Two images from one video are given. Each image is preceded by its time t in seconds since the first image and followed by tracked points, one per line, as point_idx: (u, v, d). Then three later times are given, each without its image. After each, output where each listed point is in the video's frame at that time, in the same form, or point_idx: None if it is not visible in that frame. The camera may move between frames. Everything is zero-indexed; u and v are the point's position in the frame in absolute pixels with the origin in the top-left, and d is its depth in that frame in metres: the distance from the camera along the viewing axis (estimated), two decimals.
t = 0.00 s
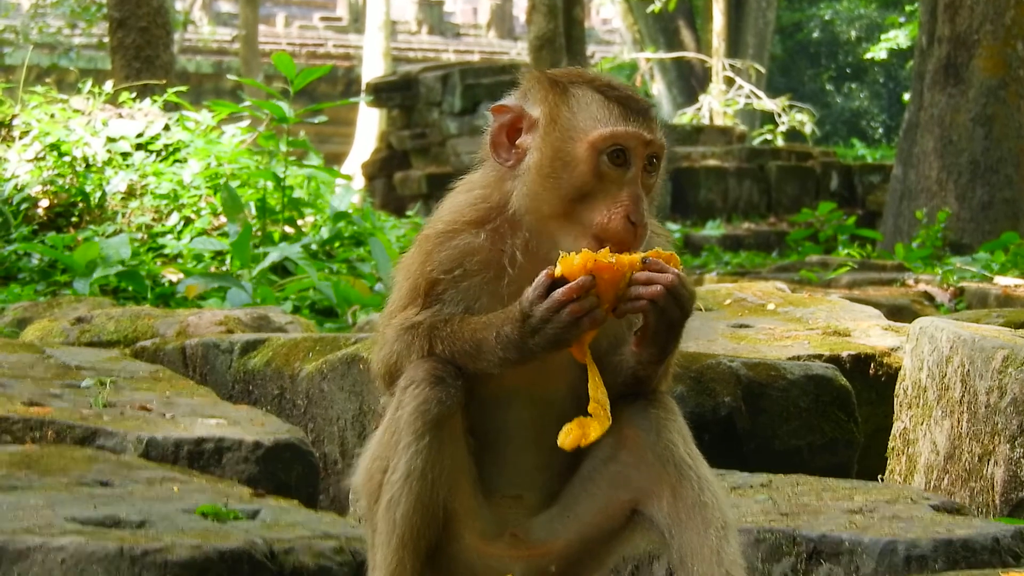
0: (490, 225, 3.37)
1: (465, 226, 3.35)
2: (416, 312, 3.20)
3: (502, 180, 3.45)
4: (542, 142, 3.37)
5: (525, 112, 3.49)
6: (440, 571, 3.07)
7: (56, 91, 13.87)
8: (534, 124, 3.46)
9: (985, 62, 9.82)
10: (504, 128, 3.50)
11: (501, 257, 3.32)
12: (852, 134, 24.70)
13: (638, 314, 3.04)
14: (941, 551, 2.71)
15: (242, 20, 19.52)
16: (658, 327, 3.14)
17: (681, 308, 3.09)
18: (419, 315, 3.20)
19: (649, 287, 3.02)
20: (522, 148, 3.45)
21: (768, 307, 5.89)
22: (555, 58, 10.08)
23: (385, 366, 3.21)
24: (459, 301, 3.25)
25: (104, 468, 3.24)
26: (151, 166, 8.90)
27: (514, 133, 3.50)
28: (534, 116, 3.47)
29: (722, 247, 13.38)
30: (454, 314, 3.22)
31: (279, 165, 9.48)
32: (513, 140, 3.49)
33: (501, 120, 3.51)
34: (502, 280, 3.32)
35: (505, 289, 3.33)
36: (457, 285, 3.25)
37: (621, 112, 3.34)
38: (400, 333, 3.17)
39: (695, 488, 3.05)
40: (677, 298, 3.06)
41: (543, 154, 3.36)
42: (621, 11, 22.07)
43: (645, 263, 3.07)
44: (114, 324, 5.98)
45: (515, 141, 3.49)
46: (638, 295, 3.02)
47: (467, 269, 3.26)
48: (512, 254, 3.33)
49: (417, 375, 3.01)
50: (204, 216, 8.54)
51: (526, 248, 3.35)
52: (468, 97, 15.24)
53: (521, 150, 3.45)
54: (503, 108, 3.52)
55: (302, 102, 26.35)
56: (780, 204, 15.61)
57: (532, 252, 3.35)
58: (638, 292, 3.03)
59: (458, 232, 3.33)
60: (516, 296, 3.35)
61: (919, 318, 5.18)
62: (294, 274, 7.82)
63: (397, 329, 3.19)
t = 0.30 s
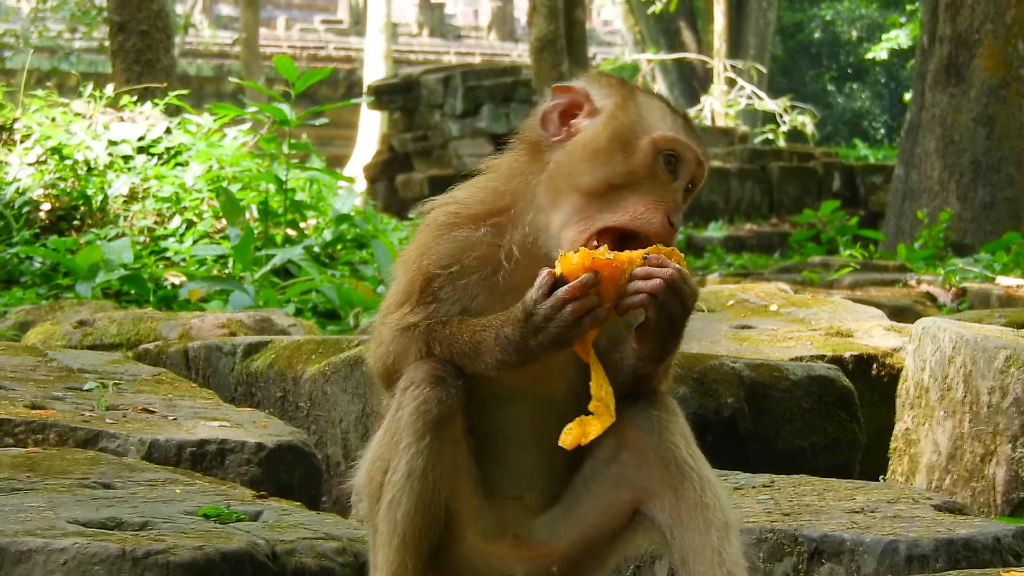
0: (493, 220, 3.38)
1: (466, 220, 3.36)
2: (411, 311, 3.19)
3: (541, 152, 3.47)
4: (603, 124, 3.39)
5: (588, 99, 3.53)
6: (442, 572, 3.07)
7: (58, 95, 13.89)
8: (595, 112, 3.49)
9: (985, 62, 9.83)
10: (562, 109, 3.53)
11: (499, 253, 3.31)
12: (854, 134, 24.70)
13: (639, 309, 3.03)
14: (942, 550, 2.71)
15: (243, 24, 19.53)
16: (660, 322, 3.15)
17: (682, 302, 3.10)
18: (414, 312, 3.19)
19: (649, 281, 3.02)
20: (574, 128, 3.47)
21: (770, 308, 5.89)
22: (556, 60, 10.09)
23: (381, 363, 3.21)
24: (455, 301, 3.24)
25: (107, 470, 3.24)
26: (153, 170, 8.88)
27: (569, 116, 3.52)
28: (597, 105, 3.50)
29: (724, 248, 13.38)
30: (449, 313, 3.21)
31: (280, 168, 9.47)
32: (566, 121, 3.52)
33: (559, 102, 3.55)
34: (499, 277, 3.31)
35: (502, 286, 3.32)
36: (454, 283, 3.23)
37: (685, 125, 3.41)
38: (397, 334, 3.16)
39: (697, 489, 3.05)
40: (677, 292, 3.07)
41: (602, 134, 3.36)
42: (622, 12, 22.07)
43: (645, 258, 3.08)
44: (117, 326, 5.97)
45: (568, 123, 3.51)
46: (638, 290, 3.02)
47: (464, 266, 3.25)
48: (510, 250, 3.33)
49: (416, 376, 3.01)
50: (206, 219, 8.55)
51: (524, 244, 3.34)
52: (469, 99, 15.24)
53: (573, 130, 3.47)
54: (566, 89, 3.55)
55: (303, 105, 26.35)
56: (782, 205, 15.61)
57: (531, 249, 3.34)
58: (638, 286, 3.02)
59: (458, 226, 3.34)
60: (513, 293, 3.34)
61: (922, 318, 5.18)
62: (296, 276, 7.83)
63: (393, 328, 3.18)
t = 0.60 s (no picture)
0: (486, 226, 3.35)
1: (462, 225, 3.34)
2: (407, 317, 3.18)
3: (549, 162, 3.46)
4: (619, 136, 3.40)
5: (599, 111, 3.53)
6: None
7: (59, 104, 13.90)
8: (607, 123, 3.50)
9: (985, 66, 9.84)
10: (576, 120, 3.53)
11: (492, 256, 3.29)
12: (856, 138, 24.70)
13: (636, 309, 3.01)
14: (945, 554, 2.70)
15: (244, 32, 19.55)
16: (658, 323, 3.14)
17: (678, 300, 3.09)
18: (408, 319, 3.19)
19: (644, 280, 3.01)
20: (588, 139, 3.46)
21: (772, 313, 5.89)
22: (557, 66, 10.08)
23: (374, 368, 3.19)
24: (444, 307, 3.21)
25: (109, 479, 3.24)
26: (154, 178, 8.90)
27: (582, 127, 3.52)
28: (609, 118, 3.51)
29: (726, 253, 13.37)
30: (441, 318, 3.20)
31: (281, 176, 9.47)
32: (579, 131, 3.51)
33: (570, 115, 3.54)
34: (491, 277, 3.27)
35: (491, 286, 3.27)
36: (445, 285, 3.22)
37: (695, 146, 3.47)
38: (392, 342, 3.16)
39: (697, 496, 3.05)
40: (675, 292, 3.06)
41: (618, 144, 3.37)
42: (622, 18, 22.08)
43: (639, 259, 3.08)
44: (119, 335, 5.97)
45: (580, 133, 3.50)
46: (633, 290, 3.00)
47: (456, 270, 3.24)
48: (504, 251, 3.31)
49: (416, 384, 3.01)
50: (207, 227, 8.56)
51: (520, 247, 3.33)
52: (470, 106, 15.25)
53: (586, 139, 3.46)
54: (576, 103, 3.55)
55: (304, 113, 26.37)
56: (783, 210, 15.60)
57: (526, 250, 3.33)
58: (634, 285, 3.01)
59: (454, 230, 3.32)
60: (506, 294, 3.29)
61: (923, 322, 5.18)
62: (298, 284, 7.83)
63: (388, 335, 3.18)
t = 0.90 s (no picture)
0: (492, 226, 3.37)
1: (466, 225, 3.35)
2: (408, 317, 3.18)
3: (558, 163, 3.48)
4: (624, 140, 3.38)
5: (607, 114, 3.53)
6: None
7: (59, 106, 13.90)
8: (614, 126, 3.49)
9: (985, 70, 9.84)
10: (584, 122, 3.53)
11: (497, 258, 3.31)
12: (855, 142, 24.71)
13: (631, 305, 3.02)
14: (945, 559, 2.70)
15: (244, 34, 19.54)
16: (647, 320, 3.12)
17: (674, 297, 3.07)
18: (409, 319, 3.18)
19: (639, 273, 3.00)
20: (595, 142, 3.46)
21: (771, 316, 5.90)
22: (557, 69, 10.08)
23: (373, 368, 3.19)
24: (447, 308, 3.22)
25: (108, 482, 3.24)
26: (153, 180, 8.90)
27: (590, 129, 3.52)
28: (615, 120, 3.50)
29: (725, 256, 13.37)
30: (442, 318, 3.20)
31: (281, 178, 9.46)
32: (586, 134, 3.51)
33: (578, 118, 3.54)
34: (495, 276, 3.29)
35: (494, 289, 3.30)
36: (447, 283, 3.22)
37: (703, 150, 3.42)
38: (392, 342, 3.15)
39: (697, 500, 3.06)
40: (668, 286, 3.03)
41: (625, 149, 3.35)
42: (622, 21, 22.09)
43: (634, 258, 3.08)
44: (118, 338, 5.97)
45: (588, 135, 3.51)
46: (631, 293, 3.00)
47: (461, 269, 3.25)
48: (508, 252, 3.32)
49: (416, 388, 3.01)
50: (206, 230, 8.56)
51: (527, 246, 3.35)
52: (469, 108, 15.25)
53: (593, 142, 3.47)
54: (586, 106, 3.55)
55: (304, 115, 26.37)
56: (782, 213, 15.60)
57: (533, 250, 3.34)
58: (631, 281, 3.01)
59: (460, 231, 3.33)
60: (510, 297, 3.31)
61: (923, 326, 5.18)
62: (297, 286, 7.82)
63: (387, 335, 3.17)
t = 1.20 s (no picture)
0: (496, 227, 3.35)
1: (471, 225, 3.33)
2: (412, 316, 3.18)
3: (556, 164, 3.48)
4: (619, 139, 3.39)
5: (601, 109, 3.52)
6: None
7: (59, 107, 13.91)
8: (609, 122, 3.49)
9: (985, 72, 9.85)
10: (579, 120, 3.51)
11: (501, 258, 3.29)
12: (856, 144, 24.72)
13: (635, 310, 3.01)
14: (945, 558, 2.70)
15: (244, 35, 19.54)
16: (651, 324, 3.09)
17: (675, 300, 3.05)
18: (414, 320, 3.17)
19: (642, 278, 2.99)
20: (591, 140, 3.46)
21: (771, 317, 5.90)
22: (558, 71, 10.09)
23: (376, 369, 3.18)
24: (452, 308, 3.22)
25: (108, 481, 3.24)
26: (154, 182, 8.90)
27: (585, 126, 3.51)
28: (611, 116, 3.50)
29: (725, 258, 13.38)
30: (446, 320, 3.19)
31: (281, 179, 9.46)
32: (581, 131, 3.50)
33: (573, 114, 3.53)
34: (498, 279, 3.27)
35: (500, 291, 3.29)
36: (451, 284, 3.22)
37: (701, 140, 3.42)
38: (396, 343, 3.15)
39: (696, 499, 3.06)
40: (671, 290, 3.02)
41: (620, 147, 3.36)
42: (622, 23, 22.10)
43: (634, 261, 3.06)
44: (118, 338, 5.97)
45: (583, 132, 3.50)
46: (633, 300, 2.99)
47: (465, 269, 3.23)
48: (512, 254, 3.31)
49: (418, 387, 3.02)
50: (206, 230, 8.56)
51: (532, 248, 3.33)
52: (470, 110, 15.26)
53: (587, 140, 3.47)
54: (581, 102, 3.55)
55: (304, 117, 26.38)
56: (782, 215, 15.60)
57: (537, 252, 3.33)
58: (634, 286, 3.00)
59: (463, 230, 3.31)
60: (513, 299, 3.31)
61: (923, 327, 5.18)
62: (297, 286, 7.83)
63: (392, 336, 3.16)
